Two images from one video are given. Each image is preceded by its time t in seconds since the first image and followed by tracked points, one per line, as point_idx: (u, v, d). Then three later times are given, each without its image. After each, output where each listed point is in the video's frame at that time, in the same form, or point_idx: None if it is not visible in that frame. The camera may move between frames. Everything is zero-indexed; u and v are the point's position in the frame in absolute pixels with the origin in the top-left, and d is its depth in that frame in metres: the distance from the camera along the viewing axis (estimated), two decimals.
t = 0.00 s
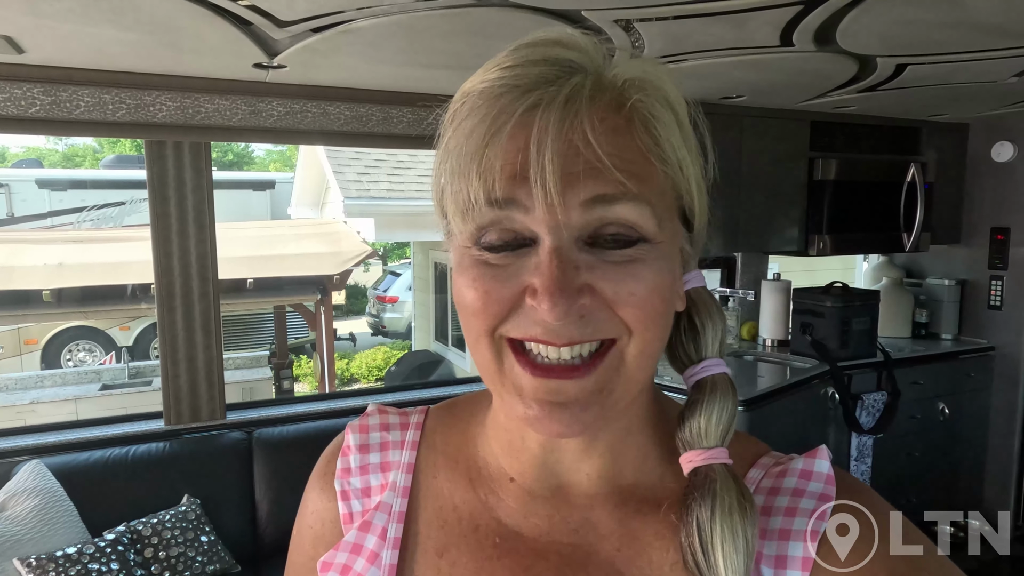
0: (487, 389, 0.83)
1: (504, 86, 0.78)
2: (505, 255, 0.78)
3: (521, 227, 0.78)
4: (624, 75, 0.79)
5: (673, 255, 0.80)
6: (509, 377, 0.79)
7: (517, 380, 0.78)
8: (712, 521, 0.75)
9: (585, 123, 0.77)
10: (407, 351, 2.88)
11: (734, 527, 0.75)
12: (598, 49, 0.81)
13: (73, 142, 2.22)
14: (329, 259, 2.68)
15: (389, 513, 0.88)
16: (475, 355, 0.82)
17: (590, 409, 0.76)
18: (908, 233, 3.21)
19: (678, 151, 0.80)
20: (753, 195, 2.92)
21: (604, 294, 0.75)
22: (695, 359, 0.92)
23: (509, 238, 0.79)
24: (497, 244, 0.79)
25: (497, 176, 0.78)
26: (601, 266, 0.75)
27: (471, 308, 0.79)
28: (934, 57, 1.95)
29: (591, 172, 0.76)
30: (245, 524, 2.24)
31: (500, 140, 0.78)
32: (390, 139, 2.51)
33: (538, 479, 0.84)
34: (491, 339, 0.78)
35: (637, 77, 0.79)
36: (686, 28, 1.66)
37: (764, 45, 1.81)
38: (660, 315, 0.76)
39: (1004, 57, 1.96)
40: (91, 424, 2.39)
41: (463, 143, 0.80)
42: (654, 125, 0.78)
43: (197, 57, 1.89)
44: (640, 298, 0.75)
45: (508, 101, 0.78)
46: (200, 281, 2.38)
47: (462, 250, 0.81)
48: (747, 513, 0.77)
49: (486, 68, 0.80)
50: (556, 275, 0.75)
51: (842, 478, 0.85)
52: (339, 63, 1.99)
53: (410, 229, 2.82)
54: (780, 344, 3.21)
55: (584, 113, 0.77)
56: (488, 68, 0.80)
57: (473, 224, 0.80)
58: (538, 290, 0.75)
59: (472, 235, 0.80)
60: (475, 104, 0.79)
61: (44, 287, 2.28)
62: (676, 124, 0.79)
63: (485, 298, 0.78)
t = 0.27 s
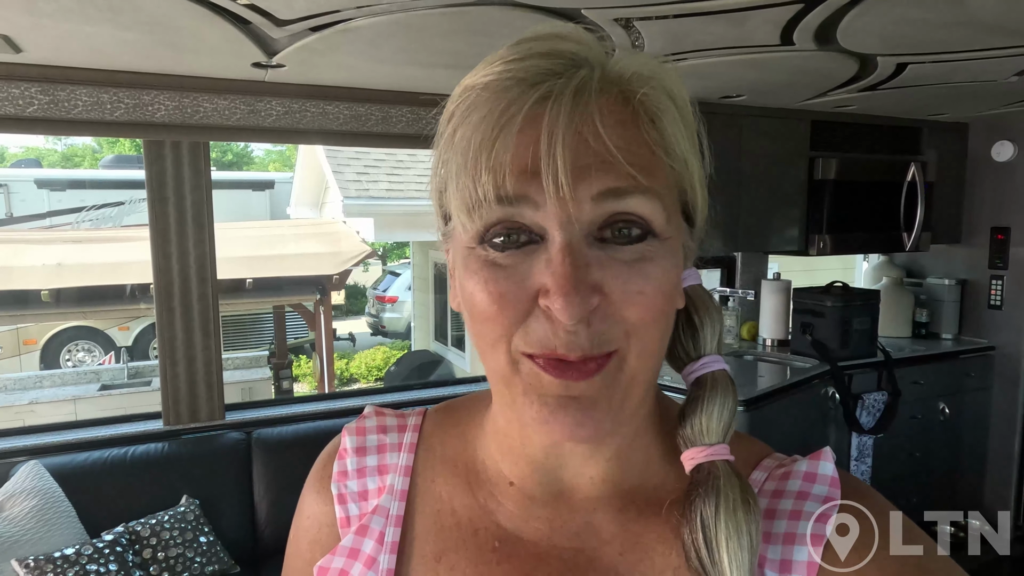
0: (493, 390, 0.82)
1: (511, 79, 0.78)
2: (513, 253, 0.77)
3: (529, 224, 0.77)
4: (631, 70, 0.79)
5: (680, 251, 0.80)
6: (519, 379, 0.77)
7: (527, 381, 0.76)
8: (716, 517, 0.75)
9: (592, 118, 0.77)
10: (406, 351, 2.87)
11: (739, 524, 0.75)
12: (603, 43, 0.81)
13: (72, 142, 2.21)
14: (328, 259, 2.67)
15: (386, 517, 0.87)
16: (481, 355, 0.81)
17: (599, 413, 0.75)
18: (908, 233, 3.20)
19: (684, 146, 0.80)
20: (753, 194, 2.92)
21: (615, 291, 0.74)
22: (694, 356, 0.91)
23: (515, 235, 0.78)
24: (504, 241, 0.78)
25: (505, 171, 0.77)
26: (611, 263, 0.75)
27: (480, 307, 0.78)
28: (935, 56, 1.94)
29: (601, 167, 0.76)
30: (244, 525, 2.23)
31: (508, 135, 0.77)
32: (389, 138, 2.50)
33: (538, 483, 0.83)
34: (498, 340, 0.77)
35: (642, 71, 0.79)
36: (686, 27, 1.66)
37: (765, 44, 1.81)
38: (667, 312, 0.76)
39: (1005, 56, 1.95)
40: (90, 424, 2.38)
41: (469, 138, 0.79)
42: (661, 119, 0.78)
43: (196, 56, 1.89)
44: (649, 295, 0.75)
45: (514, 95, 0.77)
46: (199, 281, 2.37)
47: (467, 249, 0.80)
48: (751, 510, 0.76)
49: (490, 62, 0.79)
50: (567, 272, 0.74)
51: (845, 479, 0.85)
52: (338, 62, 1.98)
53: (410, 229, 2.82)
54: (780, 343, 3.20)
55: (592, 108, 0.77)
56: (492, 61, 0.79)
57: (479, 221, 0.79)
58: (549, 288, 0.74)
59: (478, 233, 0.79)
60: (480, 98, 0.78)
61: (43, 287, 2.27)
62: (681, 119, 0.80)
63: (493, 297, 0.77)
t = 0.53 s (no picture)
0: (486, 390, 0.82)
1: (503, 82, 0.78)
2: (505, 253, 0.78)
3: (522, 226, 0.78)
4: (624, 71, 0.79)
5: (673, 252, 0.80)
6: (512, 380, 0.78)
7: (519, 381, 0.77)
8: (709, 514, 0.75)
9: (585, 119, 0.77)
10: (407, 351, 2.87)
11: (731, 520, 0.75)
12: (596, 45, 0.81)
13: (72, 141, 2.21)
14: (328, 259, 2.68)
15: (382, 515, 0.87)
16: (475, 356, 0.81)
17: (594, 409, 0.76)
18: (908, 233, 3.20)
19: (678, 148, 0.80)
20: (753, 194, 2.92)
21: (607, 292, 0.75)
22: (689, 354, 0.92)
23: (508, 236, 0.78)
24: (497, 242, 0.78)
25: (498, 173, 0.77)
26: (604, 263, 0.75)
27: (472, 308, 0.78)
28: (934, 56, 1.94)
29: (594, 169, 0.76)
30: (244, 524, 2.23)
31: (500, 136, 0.77)
32: (389, 138, 2.50)
33: (533, 481, 0.83)
34: (492, 340, 0.78)
35: (636, 73, 0.79)
36: (685, 26, 1.66)
37: (764, 43, 1.81)
38: (661, 313, 0.76)
39: (1004, 55, 1.95)
40: (90, 423, 2.38)
41: (462, 139, 0.79)
42: (654, 121, 0.78)
43: (195, 56, 1.89)
44: (642, 296, 0.75)
45: (507, 97, 0.78)
46: (199, 280, 2.38)
47: (460, 249, 0.80)
48: (744, 506, 0.77)
49: (484, 64, 0.79)
50: (560, 273, 0.74)
51: (841, 478, 0.85)
52: (338, 62, 1.98)
53: (410, 228, 2.81)
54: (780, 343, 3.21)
55: (585, 110, 0.77)
56: (486, 64, 0.79)
57: (472, 222, 0.79)
58: (542, 288, 0.75)
59: (471, 234, 0.79)
60: (474, 100, 0.79)
61: (43, 287, 2.27)
62: (675, 120, 0.80)
63: (486, 298, 0.77)
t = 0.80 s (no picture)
0: (486, 388, 0.82)
1: (503, 79, 0.78)
2: (504, 250, 0.78)
3: (520, 223, 0.78)
4: (623, 69, 0.79)
5: (672, 250, 0.80)
6: (511, 377, 0.78)
7: (518, 380, 0.77)
8: (708, 513, 0.75)
9: (584, 116, 0.77)
10: (407, 350, 2.87)
11: (730, 519, 0.75)
12: (596, 42, 0.81)
13: (73, 141, 2.21)
14: (329, 258, 2.68)
15: (382, 512, 0.87)
16: (474, 354, 0.81)
17: (594, 415, 0.76)
18: (909, 232, 3.18)
19: (677, 145, 0.80)
20: (753, 193, 2.92)
21: (606, 289, 0.75)
22: (689, 354, 0.91)
23: (507, 232, 0.78)
24: (496, 239, 0.78)
25: (496, 169, 0.77)
26: (602, 260, 0.75)
27: (471, 305, 0.78)
28: (935, 54, 1.94)
29: (593, 165, 0.76)
30: (244, 523, 2.23)
31: (499, 133, 0.77)
32: (390, 137, 2.50)
33: (532, 478, 0.83)
34: (491, 338, 0.78)
35: (635, 71, 0.79)
36: (686, 25, 1.66)
37: (764, 42, 1.81)
38: (659, 311, 0.76)
39: (1006, 54, 1.95)
40: (92, 423, 2.38)
41: (461, 136, 0.79)
42: (653, 119, 0.78)
43: (196, 55, 1.89)
44: (640, 293, 0.74)
45: (506, 94, 0.78)
46: (199, 280, 2.38)
47: (459, 246, 0.80)
48: (743, 506, 0.77)
49: (483, 61, 0.79)
50: (558, 269, 0.74)
51: (841, 477, 0.85)
52: (338, 61, 1.98)
53: (410, 228, 2.81)
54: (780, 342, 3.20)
55: (584, 107, 0.77)
56: (485, 61, 0.79)
57: (471, 219, 0.79)
58: (540, 284, 0.75)
59: (471, 230, 0.79)
60: (473, 97, 0.79)
61: (44, 286, 2.28)
62: (674, 118, 0.80)
63: (485, 295, 0.77)
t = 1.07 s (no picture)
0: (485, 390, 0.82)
1: (502, 79, 0.78)
2: (503, 250, 0.78)
3: (520, 223, 0.78)
4: (622, 71, 0.79)
5: (670, 251, 0.79)
6: (510, 378, 0.78)
7: (518, 381, 0.77)
8: (708, 520, 0.75)
9: (583, 117, 0.77)
10: (407, 350, 2.87)
11: (730, 526, 0.75)
12: (595, 44, 0.81)
13: (73, 141, 2.21)
14: (329, 258, 2.68)
15: (380, 515, 0.87)
16: (473, 355, 0.80)
17: (592, 422, 0.76)
18: (908, 232, 3.19)
19: (675, 147, 0.80)
20: (753, 193, 2.92)
21: (604, 290, 0.74)
22: (688, 359, 0.91)
23: (506, 232, 0.78)
24: (495, 239, 0.78)
25: (496, 170, 0.77)
26: (600, 261, 0.75)
27: (471, 305, 0.78)
28: (935, 55, 1.94)
29: (591, 166, 0.76)
30: (244, 524, 2.23)
31: (498, 133, 0.77)
32: (389, 138, 2.50)
33: (532, 480, 0.83)
34: (490, 339, 0.78)
35: (634, 72, 0.79)
36: (686, 26, 1.65)
37: (764, 43, 1.81)
38: (657, 313, 0.76)
39: (1006, 54, 1.95)
40: (92, 423, 2.38)
41: (461, 136, 0.79)
42: (652, 120, 0.78)
43: (195, 56, 1.89)
44: (638, 295, 0.74)
45: (505, 95, 0.78)
46: (199, 281, 2.38)
47: (459, 246, 0.80)
48: (743, 513, 0.77)
49: (482, 62, 0.80)
50: (557, 268, 0.74)
51: (841, 481, 0.85)
52: (338, 62, 1.98)
53: (410, 228, 2.80)
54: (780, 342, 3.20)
55: (583, 107, 0.77)
56: (484, 62, 0.79)
57: (470, 219, 0.79)
58: (539, 284, 0.75)
59: (470, 230, 0.79)
60: (472, 97, 0.79)
61: (44, 287, 2.27)
62: (673, 120, 0.80)
63: (484, 296, 0.77)
